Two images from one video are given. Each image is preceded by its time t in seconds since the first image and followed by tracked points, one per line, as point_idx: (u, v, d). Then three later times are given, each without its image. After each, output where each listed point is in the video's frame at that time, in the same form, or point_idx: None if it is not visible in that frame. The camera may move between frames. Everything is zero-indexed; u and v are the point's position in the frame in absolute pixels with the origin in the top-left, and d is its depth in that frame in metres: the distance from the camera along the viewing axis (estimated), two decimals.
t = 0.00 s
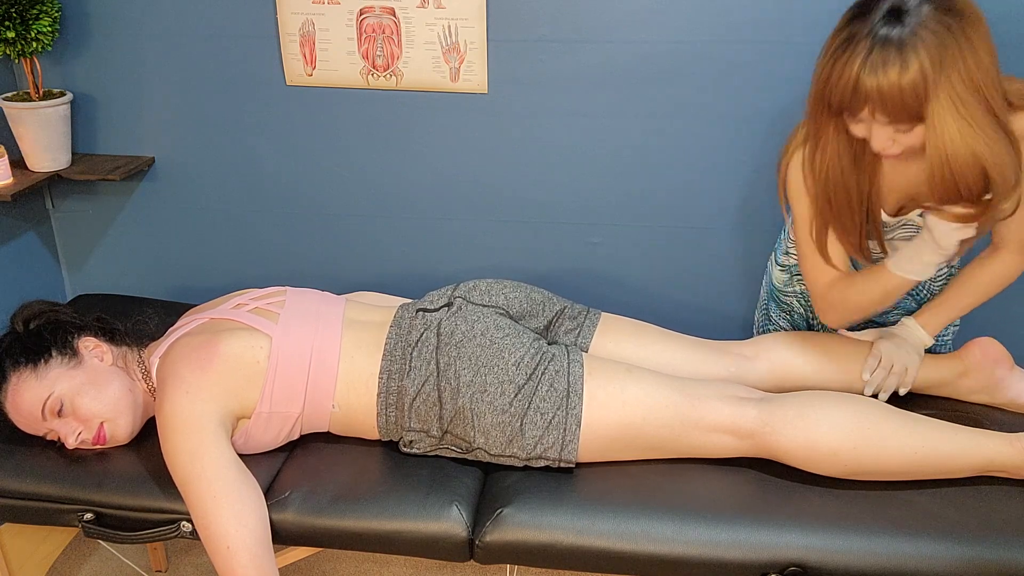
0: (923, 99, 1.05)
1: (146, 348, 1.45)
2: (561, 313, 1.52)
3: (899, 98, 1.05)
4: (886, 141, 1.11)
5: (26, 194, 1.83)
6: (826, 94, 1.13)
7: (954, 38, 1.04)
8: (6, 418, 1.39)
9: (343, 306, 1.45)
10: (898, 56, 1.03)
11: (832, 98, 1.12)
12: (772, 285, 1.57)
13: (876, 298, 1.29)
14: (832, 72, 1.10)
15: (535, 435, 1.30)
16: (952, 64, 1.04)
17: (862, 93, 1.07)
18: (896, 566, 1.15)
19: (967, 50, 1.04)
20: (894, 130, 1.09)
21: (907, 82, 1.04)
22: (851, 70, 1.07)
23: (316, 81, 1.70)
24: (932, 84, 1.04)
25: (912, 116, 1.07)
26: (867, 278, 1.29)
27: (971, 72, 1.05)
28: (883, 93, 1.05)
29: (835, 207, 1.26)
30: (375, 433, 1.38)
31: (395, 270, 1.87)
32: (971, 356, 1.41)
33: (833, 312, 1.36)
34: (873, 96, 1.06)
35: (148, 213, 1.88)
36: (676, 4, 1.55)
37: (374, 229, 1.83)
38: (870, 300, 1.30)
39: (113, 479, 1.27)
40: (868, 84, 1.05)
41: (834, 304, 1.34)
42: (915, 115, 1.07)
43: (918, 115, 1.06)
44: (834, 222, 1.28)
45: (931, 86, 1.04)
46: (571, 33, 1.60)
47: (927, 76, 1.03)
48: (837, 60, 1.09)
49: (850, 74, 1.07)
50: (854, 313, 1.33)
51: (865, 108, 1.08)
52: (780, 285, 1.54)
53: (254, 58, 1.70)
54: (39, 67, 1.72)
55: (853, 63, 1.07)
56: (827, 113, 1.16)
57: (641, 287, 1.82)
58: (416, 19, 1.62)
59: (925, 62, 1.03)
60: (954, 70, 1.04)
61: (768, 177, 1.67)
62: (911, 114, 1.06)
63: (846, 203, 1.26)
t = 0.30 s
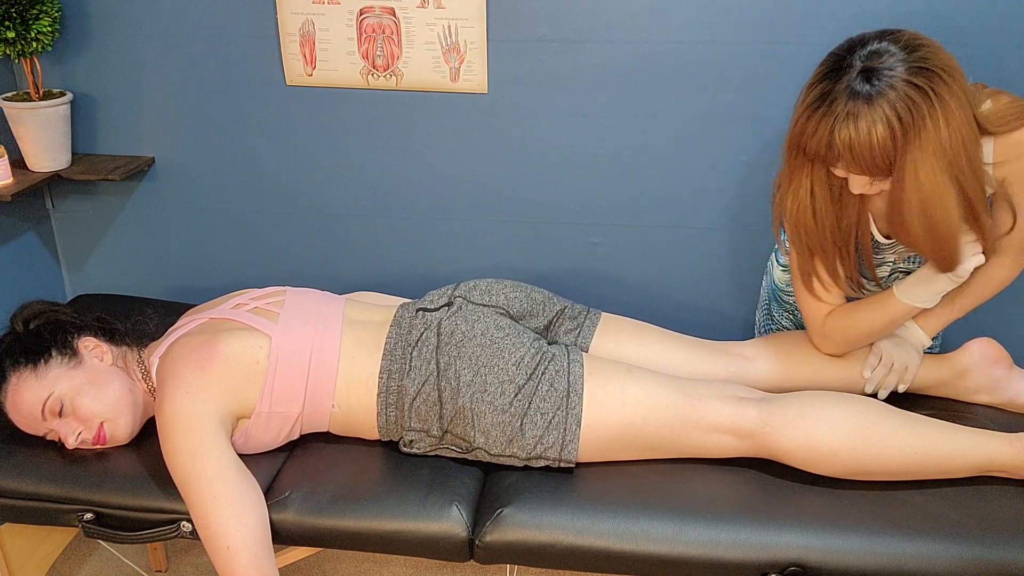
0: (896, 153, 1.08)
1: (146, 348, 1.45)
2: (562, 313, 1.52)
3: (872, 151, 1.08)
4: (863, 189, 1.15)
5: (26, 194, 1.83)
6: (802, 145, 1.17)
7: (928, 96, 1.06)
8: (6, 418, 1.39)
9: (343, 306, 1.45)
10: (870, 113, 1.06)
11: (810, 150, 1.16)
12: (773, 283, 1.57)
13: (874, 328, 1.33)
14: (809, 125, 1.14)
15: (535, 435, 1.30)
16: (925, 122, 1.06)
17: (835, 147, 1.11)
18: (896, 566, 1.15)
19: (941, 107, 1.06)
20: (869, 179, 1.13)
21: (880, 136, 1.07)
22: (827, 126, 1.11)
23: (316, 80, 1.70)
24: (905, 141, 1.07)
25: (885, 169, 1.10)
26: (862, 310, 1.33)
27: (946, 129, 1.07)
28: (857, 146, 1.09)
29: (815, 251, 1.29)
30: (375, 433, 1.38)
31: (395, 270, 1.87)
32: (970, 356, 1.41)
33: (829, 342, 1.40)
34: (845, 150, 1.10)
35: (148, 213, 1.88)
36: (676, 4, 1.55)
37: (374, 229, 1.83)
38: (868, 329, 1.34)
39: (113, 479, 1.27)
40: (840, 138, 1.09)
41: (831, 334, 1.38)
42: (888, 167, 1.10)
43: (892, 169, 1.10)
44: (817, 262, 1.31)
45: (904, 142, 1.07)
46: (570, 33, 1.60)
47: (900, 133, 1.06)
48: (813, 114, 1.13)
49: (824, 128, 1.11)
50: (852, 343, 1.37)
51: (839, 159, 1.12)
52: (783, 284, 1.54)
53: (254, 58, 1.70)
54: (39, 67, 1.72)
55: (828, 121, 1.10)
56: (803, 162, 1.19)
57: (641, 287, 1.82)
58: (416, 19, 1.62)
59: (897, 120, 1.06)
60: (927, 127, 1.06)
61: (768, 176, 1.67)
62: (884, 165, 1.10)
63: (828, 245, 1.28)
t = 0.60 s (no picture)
0: (899, 157, 1.08)
1: (146, 348, 1.45)
2: (562, 313, 1.52)
3: (875, 155, 1.08)
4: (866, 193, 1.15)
5: (26, 194, 1.83)
6: (802, 150, 1.17)
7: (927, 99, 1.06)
8: (6, 419, 1.39)
9: (343, 306, 1.45)
10: (872, 117, 1.06)
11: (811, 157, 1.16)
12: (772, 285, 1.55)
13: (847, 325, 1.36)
14: (810, 130, 1.13)
15: (535, 435, 1.30)
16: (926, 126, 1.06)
17: (839, 152, 1.10)
18: (896, 566, 1.15)
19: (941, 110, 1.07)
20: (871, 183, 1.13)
21: (882, 141, 1.07)
22: (829, 131, 1.10)
23: (316, 81, 1.70)
24: (907, 145, 1.07)
25: (888, 173, 1.10)
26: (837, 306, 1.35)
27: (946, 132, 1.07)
28: (860, 151, 1.08)
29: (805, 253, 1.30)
30: (376, 433, 1.38)
31: (395, 270, 1.87)
32: (970, 356, 1.42)
33: (795, 331, 1.42)
34: (849, 156, 1.09)
35: (148, 213, 1.88)
36: (676, 4, 1.55)
37: (374, 229, 1.83)
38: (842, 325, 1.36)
39: (114, 479, 1.27)
40: (843, 144, 1.09)
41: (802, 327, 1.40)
42: (891, 171, 1.10)
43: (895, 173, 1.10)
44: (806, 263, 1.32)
45: (906, 146, 1.07)
46: (571, 33, 1.60)
47: (902, 137, 1.06)
48: (813, 120, 1.13)
49: (827, 134, 1.10)
50: (817, 337, 1.40)
51: (842, 166, 1.12)
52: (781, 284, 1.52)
53: (254, 58, 1.70)
54: (39, 67, 1.72)
55: (830, 125, 1.10)
56: (803, 167, 1.19)
57: (640, 287, 1.82)
58: (416, 19, 1.62)
59: (899, 123, 1.06)
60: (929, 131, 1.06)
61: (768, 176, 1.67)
62: (887, 170, 1.10)
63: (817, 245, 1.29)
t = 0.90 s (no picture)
0: (888, 171, 1.08)
1: (145, 348, 1.45)
2: (562, 313, 1.52)
3: (864, 171, 1.08)
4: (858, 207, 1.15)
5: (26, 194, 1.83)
6: (792, 168, 1.17)
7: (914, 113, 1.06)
8: (6, 419, 1.39)
9: (343, 306, 1.45)
10: (858, 134, 1.07)
11: (802, 174, 1.16)
12: (769, 284, 1.54)
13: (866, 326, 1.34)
14: (798, 149, 1.14)
15: (535, 436, 1.30)
16: (913, 139, 1.06)
17: (828, 170, 1.11)
18: (896, 566, 1.15)
19: (928, 122, 1.07)
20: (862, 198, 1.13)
21: (871, 156, 1.07)
22: (816, 150, 1.11)
23: (316, 80, 1.70)
24: (896, 159, 1.07)
25: (878, 188, 1.10)
26: (856, 308, 1.34)
27: (934, 144, 1.07)
28: (848, 167, 1.09)
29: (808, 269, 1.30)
30: (376, 433, 1.38)
31: (395, 270, 1.87)
32: (970, 356, 1.42)
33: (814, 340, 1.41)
34: (839, 173, 1.10)
35: (148, 213, 1.88)
36: (676, 4, 1.55)
37: (374, 229, 1.83)
38: (861, 329, 1.35)
39: (114, 479, 1.27)
40: (832, 162, 1.09)
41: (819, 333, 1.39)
42: (881, 186, 1.10)
43: (885, 187, 1.10)
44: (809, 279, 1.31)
45: (894, 160, 1.07)
46: (570, 33, 1.60)
47: (889, 151, 1.07)
48: (801, 138, 1.13)
49: (815, 152, 1.11)
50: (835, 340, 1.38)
51: (833, 182, 1.12)
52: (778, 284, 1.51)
53: (255, 58, 1.70)
54: (39, 67, 1.72)
55: (817, 144, 1.10)
56: (795, 185, 1.20)
57: (640, 287, 1.82)
58: (416, 19, 1.62)
59: (886, 138, 1.06)
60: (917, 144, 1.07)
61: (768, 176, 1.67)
62: (877, 184, 1.10)
63: (817, 260, 1.28)
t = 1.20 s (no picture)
0: (880, 175, 1.08)
1: (145, 348, 1.45)
2: (562, 313, 1.52)
3: (856, 172, 1.09)
4: (849, 206, 1.16)
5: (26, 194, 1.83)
6: (785, 164, 1.18)
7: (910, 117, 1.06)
8: (6, 419, 1.39)
9: (343, 306, 1.45)
10: (852, 135, 1.07)
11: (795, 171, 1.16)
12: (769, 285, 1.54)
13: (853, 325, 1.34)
14: (793, 145, 1.14)
15: (535, 436, 1.30)
16: (908, 143, 1.06)
17: (821, 167, 1.11)
18: (895, 566, 1.15)
19: (924, 128, 1.07)
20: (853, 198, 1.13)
21: (863, 157, 1.07)
22: (810, 148, 1.11)
23: (316, 80, 1.70)
24: (889, 163, 1.07)
25: (868, 188, 1.10)
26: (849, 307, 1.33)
27: (928, 150, 1.07)
28: (840, 167, 1.09)
29: (791, 263, 1.30)
30: (375, 433, 1.38)
31: (395, 270, 1.87)
32: (970, 357, 1.42)
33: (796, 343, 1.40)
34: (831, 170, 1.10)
35: (148, 213, 1.88)
36: (676, 4, 1.55)
37: (373, 229, 1.83)
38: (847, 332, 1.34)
39: (114, 479, 1.27)
40: (824, 159, 1.10)
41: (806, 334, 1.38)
42: (872, 188, 1.10)
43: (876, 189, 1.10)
44: (793, 274, 1.32)
45: (887, 163, 1.07)
46: (570, 33, 1.60)
47: (883, 155, 1.07)
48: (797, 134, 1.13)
49: (810, 149, 1.11)
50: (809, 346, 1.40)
51: (825, 180, 1.12)
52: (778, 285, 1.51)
53: (255, 58, 1.70)
54: (39, 67, 1.72)
55: (811, 142, 1.10)
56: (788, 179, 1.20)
57: (640, 287, 1.82)
58: (416, 19, 1.62)
59: (880, 142, 1.06)
60: (910, 148, 1.06)
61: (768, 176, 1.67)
62: (868, 186, 1.10)
63: (804, 254, 1.29)
